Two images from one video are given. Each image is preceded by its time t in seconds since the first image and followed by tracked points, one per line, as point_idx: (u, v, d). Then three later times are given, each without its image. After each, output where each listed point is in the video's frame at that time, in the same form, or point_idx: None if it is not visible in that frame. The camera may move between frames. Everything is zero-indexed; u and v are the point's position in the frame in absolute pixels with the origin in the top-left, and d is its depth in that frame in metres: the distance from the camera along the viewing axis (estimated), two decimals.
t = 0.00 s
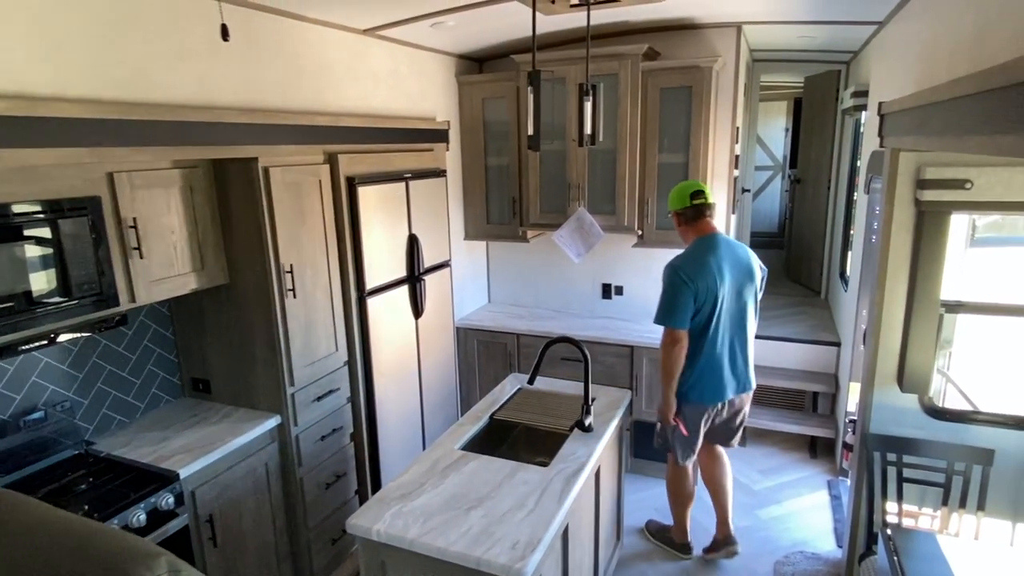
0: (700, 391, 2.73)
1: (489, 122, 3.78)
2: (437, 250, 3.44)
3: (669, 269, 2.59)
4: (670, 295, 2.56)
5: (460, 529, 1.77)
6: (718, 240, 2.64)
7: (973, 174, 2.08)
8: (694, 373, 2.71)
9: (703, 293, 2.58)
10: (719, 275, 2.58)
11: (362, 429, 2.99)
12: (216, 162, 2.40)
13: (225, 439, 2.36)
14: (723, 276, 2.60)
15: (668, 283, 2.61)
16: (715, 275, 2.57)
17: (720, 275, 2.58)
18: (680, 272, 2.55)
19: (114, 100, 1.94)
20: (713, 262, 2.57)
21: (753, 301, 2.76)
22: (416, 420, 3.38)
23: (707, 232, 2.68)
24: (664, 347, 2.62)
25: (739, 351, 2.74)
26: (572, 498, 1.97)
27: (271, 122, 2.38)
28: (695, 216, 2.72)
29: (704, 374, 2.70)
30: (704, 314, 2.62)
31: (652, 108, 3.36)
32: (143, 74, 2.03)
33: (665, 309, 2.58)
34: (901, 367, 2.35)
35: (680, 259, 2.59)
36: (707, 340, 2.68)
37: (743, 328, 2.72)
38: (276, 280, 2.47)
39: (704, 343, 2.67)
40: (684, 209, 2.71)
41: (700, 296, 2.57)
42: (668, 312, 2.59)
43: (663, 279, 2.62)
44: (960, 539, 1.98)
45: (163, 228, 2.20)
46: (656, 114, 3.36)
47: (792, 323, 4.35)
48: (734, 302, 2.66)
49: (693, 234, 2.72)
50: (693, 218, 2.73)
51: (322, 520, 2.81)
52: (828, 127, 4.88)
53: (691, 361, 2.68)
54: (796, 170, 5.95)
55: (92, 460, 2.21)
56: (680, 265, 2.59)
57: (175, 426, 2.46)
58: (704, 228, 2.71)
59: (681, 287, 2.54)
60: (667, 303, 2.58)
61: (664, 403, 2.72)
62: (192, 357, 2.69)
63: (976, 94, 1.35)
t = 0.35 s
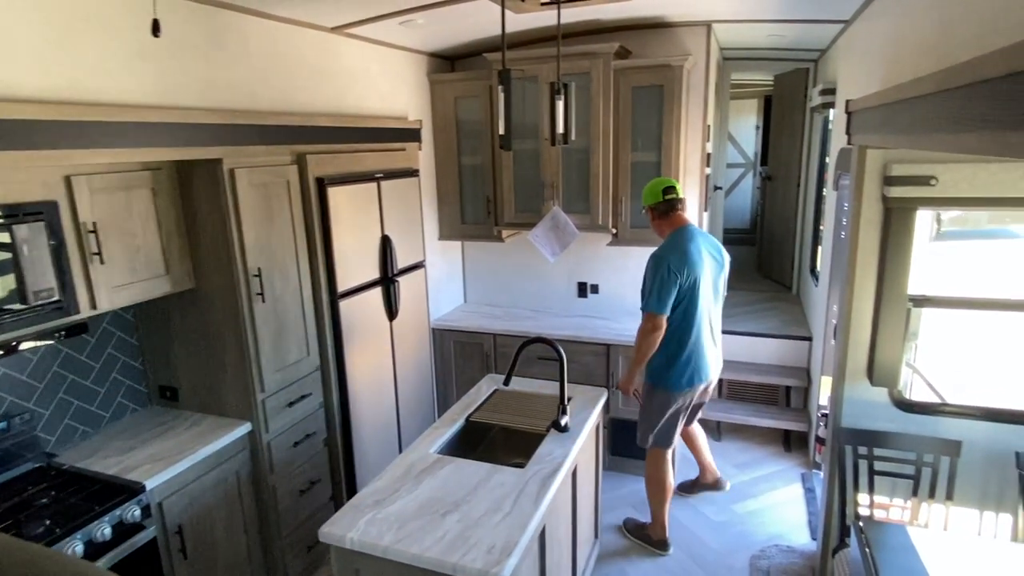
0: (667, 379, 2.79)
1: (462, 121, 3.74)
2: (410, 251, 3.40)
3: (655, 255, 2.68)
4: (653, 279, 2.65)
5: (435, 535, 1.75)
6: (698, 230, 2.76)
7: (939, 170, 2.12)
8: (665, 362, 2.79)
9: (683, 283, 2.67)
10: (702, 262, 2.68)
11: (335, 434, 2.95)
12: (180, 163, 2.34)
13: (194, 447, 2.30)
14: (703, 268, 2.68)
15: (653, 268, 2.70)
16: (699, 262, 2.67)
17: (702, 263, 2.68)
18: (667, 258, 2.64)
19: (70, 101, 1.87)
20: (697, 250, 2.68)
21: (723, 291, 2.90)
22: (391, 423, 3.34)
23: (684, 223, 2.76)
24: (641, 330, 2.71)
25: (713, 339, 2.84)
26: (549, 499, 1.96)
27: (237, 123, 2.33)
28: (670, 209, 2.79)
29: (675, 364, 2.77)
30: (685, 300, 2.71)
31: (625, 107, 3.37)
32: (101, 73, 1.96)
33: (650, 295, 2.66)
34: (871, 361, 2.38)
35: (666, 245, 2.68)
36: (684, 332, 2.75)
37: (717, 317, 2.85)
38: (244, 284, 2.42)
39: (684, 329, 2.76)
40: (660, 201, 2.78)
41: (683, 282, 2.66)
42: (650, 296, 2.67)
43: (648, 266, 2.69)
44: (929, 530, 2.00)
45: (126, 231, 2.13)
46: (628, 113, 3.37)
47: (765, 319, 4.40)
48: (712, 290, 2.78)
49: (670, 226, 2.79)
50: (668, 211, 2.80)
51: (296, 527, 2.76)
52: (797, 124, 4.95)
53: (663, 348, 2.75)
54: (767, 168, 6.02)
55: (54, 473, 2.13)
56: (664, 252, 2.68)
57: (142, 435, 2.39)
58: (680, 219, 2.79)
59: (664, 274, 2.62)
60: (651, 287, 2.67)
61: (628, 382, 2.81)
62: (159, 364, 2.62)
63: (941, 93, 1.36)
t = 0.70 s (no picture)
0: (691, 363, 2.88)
1: (442, 121, 3.71)
2: (392, 253, 3.37)
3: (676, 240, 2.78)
4: (686, 264, 2.71)
5: (417, 542, 1.72)
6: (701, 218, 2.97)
7: (918, 168, 2.12)
8: (686, 346, 2.89)
9: (703, 267, 2.78)
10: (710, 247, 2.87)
11: (317, 440, 2.90)
12: (153, 166, 2.29)
13: (170, 457, 2.25)
14: (713, 255, 2.82)
15: (676, 255, 2.76)
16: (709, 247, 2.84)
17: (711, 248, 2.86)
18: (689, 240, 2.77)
19: (35, 102, 1.81)
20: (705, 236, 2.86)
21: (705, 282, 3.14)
22: (374, 427, 3.30)
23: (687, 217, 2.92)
24: (677, 316, 2.73)
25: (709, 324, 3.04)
26: (533, 503, 1.95)
27: (210, 124, 2.28)
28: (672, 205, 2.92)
29: (693, 347, 2.88)
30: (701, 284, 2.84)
31: (606, 107, 3.36)
32: (67, 74, 1.91)
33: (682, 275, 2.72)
34: (853, 359, 2.40)
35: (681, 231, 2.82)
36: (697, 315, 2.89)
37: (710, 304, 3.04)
38: (220, 289, 2.37)
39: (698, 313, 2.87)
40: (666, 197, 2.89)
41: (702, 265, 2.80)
42: (683, 280, 2.73)
43: (671, 251, 2.77)
44: (911, 527, 2.01)
45: (97, 236, 2.08)
46: (610, 112, 3.36)
47: (748, 317, 4.42)
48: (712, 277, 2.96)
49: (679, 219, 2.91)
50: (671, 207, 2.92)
51: (277, 535, 2.72)
52: (777, 123, 4.97)
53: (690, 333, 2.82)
54: (748, 166, 6.05)
55: (25, 486, 2.07)
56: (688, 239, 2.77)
57: (117, 445, 2.33)
58: (680, 215, 2.95)
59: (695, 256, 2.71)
60: (682, 270, 2.73)
61: (665, 371, 2.79)
62: (134, 372, 2.56)
63: (919, 90, 1.36)
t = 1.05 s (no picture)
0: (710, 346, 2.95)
1: (429, 123, 3.69)
2: (380, 256, 3.34)
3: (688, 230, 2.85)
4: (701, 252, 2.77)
5: (407, 549, 1.70)
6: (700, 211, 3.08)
7: (901, 168, 2.14)
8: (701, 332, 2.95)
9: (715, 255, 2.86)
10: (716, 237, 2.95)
11: (304, 446, 2.87)
12: (134, 169, 2.25)
13: (153, 466, 2.21)
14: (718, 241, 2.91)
15: (688, 245, 2.81)
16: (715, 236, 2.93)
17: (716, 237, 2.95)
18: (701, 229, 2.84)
19: (11, 106, 1.78)
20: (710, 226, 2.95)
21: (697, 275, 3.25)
22: (363, 432, 3.27)
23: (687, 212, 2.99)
24: (700, 302, 2.78)
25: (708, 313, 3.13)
26: (523, 507, 1.93)
27: (192, 128, 2.25)
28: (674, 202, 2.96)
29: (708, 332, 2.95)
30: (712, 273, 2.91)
31: (593, 108, 3.36)
32: (44, 76, 1.87)
33: (700, 262, 2.77)
34: (840, 359, 2.41)
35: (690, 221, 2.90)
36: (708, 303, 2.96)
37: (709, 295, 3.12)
38: (204, 295, 2.33)
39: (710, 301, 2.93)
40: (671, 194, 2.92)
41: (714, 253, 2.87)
42: (701, 267, 2.78)
43: (685, 240, 2.83)
44: (900, 525, 2.02)
45: (77, 242, 2.04)
46: (597, 114, 3.36)
47: (736, 317, 4.43)
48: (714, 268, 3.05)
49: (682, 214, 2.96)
50: (674, 204, 2.96)
51: (264, 544, 2.68)
52: (763, 124, 5.00)
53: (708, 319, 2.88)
54: (734, 167, 6.09)
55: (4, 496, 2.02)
56: (697, 229, 2.84)
57: (100, 454, 2.29)
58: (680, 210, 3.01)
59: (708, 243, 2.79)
60: (699, 257, 2.78)
61: (695, 355, 2.83)
62: (118, 379, 2.51)
63: (903, 90, 1.36)
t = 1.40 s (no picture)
0: (705, 353, 2.94)
1: (422, 128, 3.69)
2: (374, 261, 3.33)
3: (691, 235, 2.86)
4: (702, 258, 2.78)
5: (402, 557, 1.69)
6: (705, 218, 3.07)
7: (893, 172, 2.16)
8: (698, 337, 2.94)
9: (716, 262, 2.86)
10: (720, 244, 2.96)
11: (298, 453, 2.86)
12: (125, 176, 2.23)
13: (145, 475, 2.19)
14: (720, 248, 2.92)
15: (691, 249, 2.82)
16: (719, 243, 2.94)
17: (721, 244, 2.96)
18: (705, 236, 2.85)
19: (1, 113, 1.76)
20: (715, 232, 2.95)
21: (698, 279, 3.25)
22: (357, 438, 3.26)
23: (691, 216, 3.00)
24: (697, 307, 2.78)
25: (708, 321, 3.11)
26: (519, 513, 1.93)
27: (185, 134, 2.24)
28: (679, 206, 2.97)
29: (705, 339, 2.94)
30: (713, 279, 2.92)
31: (586, 113, 3.37)
32: (35, 83, 1.86)
33: (701, 269, 2.78)
34: (834, 362, 2.42)
35: (694, 227, 2.90)
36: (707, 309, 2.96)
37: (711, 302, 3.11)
38: (196, 302, 2.32)
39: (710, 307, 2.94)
40: (677, 197, 2.94)
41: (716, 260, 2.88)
42: (702, 273, 2.79)
43: (688, 244, 2.84)
44: (895, 528, 2.03)
45: (68, 249, 2.02)
46: (590, 119, 3.37)
47: (729, 321, 4.45)
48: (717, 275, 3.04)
49: (687, 217, 2.97)
50: (679, 208, 2.98)
51: (257, 552, 2.66)
52: (755, 127, 5.02)
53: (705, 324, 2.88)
54: (727, 171, 6.11)
55: None
56: (700, 234, 2.84)
57: (91, 463, 2.27)
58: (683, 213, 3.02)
59: (711, 251, 2.80)
60: (700, 263, 2.79)
61: (684, 358, 2.83)
62: (109, 388, 2.49)
63: (895, 97, 1.37)
